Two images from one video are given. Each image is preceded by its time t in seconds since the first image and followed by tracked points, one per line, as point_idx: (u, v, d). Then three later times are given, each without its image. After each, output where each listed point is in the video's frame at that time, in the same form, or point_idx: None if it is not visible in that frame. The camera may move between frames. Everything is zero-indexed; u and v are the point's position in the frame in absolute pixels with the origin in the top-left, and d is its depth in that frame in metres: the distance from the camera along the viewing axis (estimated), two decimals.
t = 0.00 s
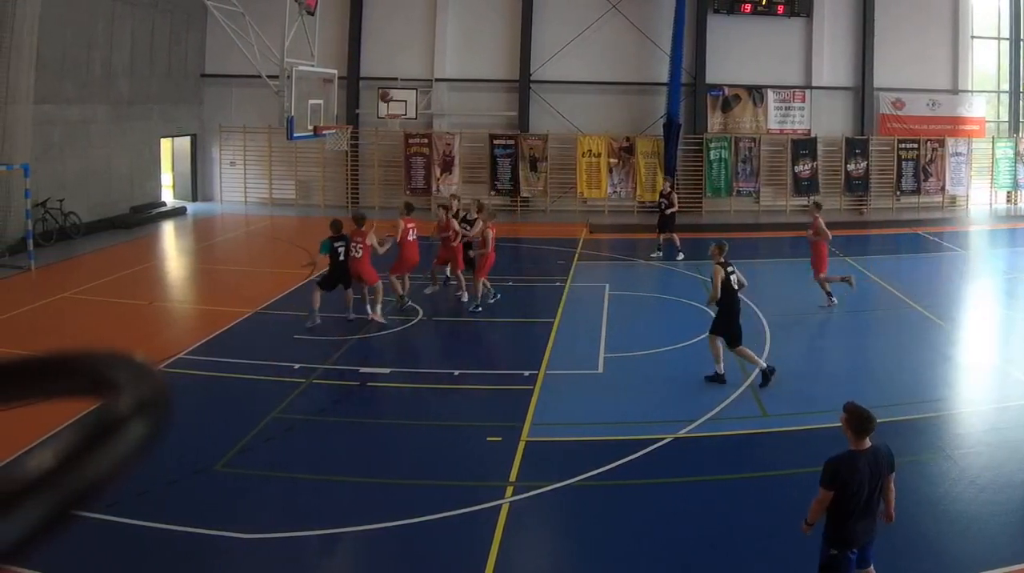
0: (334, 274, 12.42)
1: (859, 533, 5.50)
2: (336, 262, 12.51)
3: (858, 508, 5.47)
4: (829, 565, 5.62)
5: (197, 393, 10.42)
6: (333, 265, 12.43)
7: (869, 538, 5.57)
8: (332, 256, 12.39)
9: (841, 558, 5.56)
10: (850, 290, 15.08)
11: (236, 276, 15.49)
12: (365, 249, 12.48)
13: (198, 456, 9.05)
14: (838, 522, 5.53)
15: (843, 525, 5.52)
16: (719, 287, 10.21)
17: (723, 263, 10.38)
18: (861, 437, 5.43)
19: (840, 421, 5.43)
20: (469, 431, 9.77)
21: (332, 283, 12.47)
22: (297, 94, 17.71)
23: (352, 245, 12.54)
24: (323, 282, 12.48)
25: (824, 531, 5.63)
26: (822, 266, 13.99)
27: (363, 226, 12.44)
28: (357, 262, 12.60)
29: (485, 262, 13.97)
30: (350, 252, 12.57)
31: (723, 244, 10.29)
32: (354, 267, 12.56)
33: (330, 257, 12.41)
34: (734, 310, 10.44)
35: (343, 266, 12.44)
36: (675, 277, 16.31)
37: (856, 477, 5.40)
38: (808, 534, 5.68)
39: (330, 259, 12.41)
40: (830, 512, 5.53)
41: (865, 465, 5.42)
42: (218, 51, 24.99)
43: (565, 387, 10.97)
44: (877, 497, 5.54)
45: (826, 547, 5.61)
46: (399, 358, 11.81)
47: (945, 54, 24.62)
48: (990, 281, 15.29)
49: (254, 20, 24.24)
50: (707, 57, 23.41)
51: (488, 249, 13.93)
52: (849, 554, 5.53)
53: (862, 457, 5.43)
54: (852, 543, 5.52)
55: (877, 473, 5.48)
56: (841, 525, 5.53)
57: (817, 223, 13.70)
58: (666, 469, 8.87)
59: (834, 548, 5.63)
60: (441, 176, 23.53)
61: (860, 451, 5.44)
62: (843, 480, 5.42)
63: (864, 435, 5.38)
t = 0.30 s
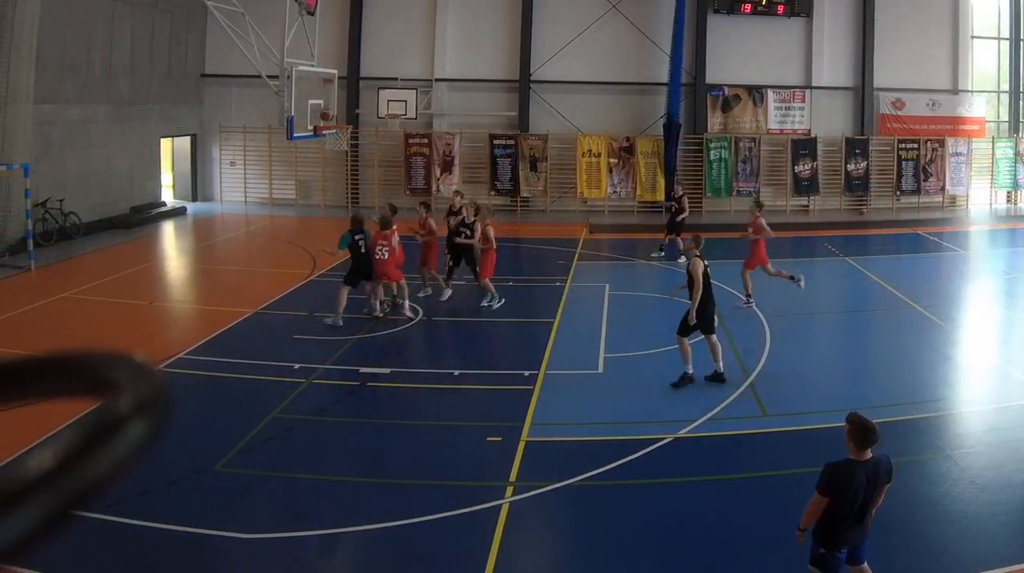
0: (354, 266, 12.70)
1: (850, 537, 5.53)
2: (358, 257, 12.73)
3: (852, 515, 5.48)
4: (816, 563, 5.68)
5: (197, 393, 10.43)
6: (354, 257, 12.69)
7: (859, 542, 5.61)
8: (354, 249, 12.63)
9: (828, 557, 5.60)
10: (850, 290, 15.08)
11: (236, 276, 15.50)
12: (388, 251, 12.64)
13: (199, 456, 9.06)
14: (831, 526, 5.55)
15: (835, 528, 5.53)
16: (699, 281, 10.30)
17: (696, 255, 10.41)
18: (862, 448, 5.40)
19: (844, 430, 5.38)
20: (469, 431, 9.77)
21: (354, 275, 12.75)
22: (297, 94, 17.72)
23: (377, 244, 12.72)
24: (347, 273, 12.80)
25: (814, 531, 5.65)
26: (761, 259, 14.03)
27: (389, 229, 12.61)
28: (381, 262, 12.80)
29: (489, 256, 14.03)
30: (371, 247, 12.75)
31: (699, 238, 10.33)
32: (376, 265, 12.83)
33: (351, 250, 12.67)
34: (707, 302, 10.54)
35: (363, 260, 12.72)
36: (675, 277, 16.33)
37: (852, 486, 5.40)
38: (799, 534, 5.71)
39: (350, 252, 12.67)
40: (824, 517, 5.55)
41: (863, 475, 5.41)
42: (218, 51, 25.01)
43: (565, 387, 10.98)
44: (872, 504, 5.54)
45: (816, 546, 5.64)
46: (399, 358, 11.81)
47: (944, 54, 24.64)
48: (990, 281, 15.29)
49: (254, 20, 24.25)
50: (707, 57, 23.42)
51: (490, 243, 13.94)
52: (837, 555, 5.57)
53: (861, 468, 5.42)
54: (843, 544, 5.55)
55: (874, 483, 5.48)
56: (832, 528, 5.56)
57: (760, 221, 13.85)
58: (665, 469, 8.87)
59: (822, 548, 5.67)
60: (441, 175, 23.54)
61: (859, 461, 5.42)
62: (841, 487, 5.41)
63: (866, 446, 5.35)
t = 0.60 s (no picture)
0: (370, 267, 12.68)
1: (850, 536, 5.52)
2: (370, 258, 12.68)
3: (850, 515, 5.47)
4: (819, 566, 5.67)
5: (198, 393, 10.44)
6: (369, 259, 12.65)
7: (860, 541, 5.60)
8: (365, 251, 12.60)
9: (831, 559, 5.59)
10: (851, 290, 15.08)
11: (236, 276, 15.51)
12: (402, 247, 12.88)
13: (199, 456, 9.05)
14: (831, 528, 5.54)
15: (835, 529, 5.52)
16: (665, 284, 10.26)
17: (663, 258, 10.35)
18: (854, 444, 5.41)
19: (835, 430, 5.39)
20: (469, 431, 9.77)
21: (370, 277, 12.75)
22: (297, 94, 17.73)
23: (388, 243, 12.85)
24: (363, 277, 12.74)
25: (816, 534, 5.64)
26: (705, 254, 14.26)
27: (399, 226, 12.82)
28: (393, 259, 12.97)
29: (497, 257, 13.81)
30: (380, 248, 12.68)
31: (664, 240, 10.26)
32: (387, 263, 12.90)
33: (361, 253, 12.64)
34: (675, 301, 10.51)
35: (375, 261, 12.71)
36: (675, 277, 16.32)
37: (848, 484, 5.40)
38: (800, 539, 5.70)
39: (363, 254, 12.62)
40: (823, 518, 5.54)
41: (857, 472, 5.42)
42: (218, 51, 25.01)
43: (565, 387, 10.97)
44: (870, 502, 5.53)
45: (818, 549, 5.62)
46: (400, 358, 11.81)
47: (944, 55, 24.64)
48: (990, 281, 15.29)
49: (255, 20, 24.25)
50: (707, 57, 23.42)
51: (499, 246, 13.63)
52: (840, 556, 5.56)
53: (854, 465, 5.42)
54: (844, 545, 5.54)
55: (870, 480, 5.48)
56: (833, 529, 5.55)
57: (703, 215, 13.98)
58: (666, 469, 8.86)
59: (824, 550, 5.66)
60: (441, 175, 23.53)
61: (852, 458, 5.43)
62: (838, 487, 5.41)
63: (858, 443, 5.35)
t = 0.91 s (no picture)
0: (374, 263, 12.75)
1: (852, 536, 5.52)
2: (373, 254, 12.76)
3: (850, 515, 5.47)
4: (824, 568, 5.66)
5: (198, 393, 10.44)
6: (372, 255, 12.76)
7: (862, 541, 5.59)
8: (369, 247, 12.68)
9: (834, 561, 5.58)
10: (851, 290, 15.08)
11: (235, 276, 15.52)
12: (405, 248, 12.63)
13: (199, 456, 9.05)
14: (831, 529, 5.54)
15: (836, 530, 5.52)
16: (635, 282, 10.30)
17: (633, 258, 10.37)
18: (849, 443, 5.40)
19: (829, 430, 5.38)
20: (469, 431, 9.77)
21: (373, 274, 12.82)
22: (297, 94, 17.72)
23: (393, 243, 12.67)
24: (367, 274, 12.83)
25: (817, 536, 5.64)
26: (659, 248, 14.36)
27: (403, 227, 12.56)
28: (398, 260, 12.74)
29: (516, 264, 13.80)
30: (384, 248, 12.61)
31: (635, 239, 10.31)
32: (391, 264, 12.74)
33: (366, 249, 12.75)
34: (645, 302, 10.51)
35: (378, 258, 12.75)
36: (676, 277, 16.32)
37: (845, 484, 5.40)
38: (802, 541, 5.69)
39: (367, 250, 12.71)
40: (823, 518, 5.54)
41: (854, 471, 5.41)
42: (218, 51, 25.01)
43: (566, 387, 10.97)
44: (869, 502, 5.52)
45: (820, 551, 5.62)
46: (400, 358, 11.81)
47: (944, 54, 24.65)
48: (990, 281, 15.30)
49: (254, 20, 24.25)
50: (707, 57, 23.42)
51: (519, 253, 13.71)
52: (842, 557, 5.55)
53: (851, 464, 5.41)
54: (846, 546, 5.54)
55: (868, 479, 5.47)
56: (833, 530, 5.54)
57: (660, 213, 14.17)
58: (666, 469, 8.86)
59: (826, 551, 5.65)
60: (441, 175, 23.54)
61: (848, 457, 5.42)
62: (835, 487, 5.41)
63: (853, 441, 5.35)
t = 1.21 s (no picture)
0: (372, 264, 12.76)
1: (853, 536, 5.51)
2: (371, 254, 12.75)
3: (849, 514, 5.46)
4: (824, 568, 5.66)
5: (198, 393, 10.44)
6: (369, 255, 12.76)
7: (863, 541, 5.58)
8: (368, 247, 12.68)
9: (835, 561, 5.57)
10: (851, 290, 15.08)
11: (236, 276, 15.52)
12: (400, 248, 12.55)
13: (200, 456, 9.05)
14: (831, 528, 5.54)
15: (836, 529, 5.51)
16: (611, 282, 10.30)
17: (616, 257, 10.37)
18: (847, 442, 5.41)
19: (828, 428, 5.38)
20: (469, 431, 9.77)
21: (371, 274, 12.81)
22: (297, 94, 17.73)
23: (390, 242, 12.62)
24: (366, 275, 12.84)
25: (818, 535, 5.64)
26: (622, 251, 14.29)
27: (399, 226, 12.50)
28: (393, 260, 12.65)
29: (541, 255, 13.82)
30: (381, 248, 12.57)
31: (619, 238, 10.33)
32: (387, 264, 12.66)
33: (365, 249, 12.75)
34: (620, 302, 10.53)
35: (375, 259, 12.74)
36: (677, 277, 16.32)
37: (843, 483, 5.40)
38: (802, 540, 5.70)
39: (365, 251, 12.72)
40: (823, 518, 5.54)
41: (853, 470, 5.41)
42: (218, 51, 25.01)
43: (565, 388, 10.97)
44: (868, 500, 5.52)
45: (821, 551, 5.61)
46: (400, 358, 11.81)
47: (944, 54, 24.67)
48: (990, 281, 15.30)
49: (254, 20, 24.26)
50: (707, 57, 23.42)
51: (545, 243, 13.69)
52: (843, 558, 5.54)
53: (849, 463, 5.42)
54: (846, 546, 5.53)
55: (866, 478, 5.48)
56: (833, 530, 5.54)
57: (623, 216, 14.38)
58: (666, 469, 8.86)
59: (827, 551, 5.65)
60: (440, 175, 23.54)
61: (846, 456, 5.43)
62: (834, 487, 5.41)
63: (851, 440, 5.36)
